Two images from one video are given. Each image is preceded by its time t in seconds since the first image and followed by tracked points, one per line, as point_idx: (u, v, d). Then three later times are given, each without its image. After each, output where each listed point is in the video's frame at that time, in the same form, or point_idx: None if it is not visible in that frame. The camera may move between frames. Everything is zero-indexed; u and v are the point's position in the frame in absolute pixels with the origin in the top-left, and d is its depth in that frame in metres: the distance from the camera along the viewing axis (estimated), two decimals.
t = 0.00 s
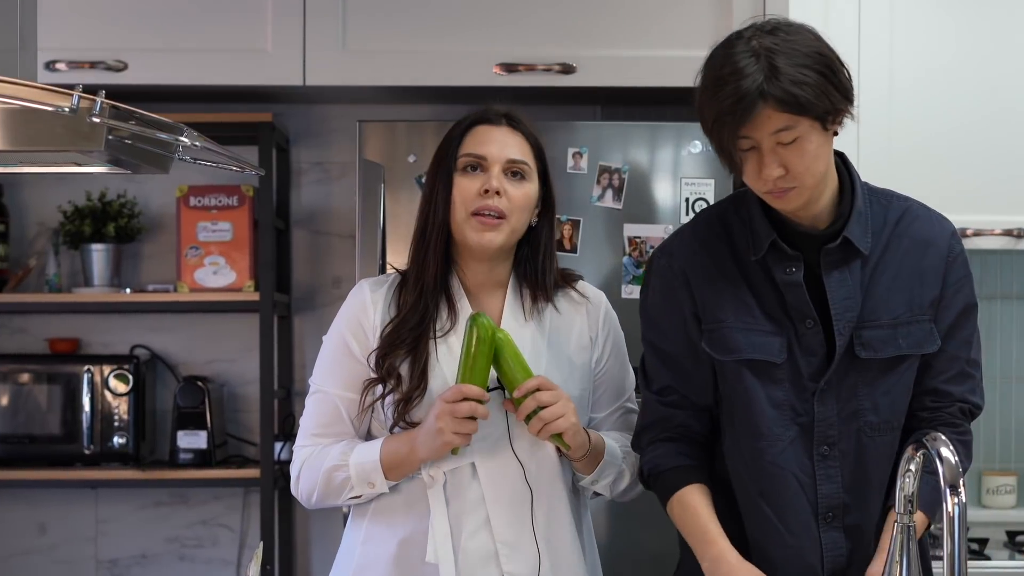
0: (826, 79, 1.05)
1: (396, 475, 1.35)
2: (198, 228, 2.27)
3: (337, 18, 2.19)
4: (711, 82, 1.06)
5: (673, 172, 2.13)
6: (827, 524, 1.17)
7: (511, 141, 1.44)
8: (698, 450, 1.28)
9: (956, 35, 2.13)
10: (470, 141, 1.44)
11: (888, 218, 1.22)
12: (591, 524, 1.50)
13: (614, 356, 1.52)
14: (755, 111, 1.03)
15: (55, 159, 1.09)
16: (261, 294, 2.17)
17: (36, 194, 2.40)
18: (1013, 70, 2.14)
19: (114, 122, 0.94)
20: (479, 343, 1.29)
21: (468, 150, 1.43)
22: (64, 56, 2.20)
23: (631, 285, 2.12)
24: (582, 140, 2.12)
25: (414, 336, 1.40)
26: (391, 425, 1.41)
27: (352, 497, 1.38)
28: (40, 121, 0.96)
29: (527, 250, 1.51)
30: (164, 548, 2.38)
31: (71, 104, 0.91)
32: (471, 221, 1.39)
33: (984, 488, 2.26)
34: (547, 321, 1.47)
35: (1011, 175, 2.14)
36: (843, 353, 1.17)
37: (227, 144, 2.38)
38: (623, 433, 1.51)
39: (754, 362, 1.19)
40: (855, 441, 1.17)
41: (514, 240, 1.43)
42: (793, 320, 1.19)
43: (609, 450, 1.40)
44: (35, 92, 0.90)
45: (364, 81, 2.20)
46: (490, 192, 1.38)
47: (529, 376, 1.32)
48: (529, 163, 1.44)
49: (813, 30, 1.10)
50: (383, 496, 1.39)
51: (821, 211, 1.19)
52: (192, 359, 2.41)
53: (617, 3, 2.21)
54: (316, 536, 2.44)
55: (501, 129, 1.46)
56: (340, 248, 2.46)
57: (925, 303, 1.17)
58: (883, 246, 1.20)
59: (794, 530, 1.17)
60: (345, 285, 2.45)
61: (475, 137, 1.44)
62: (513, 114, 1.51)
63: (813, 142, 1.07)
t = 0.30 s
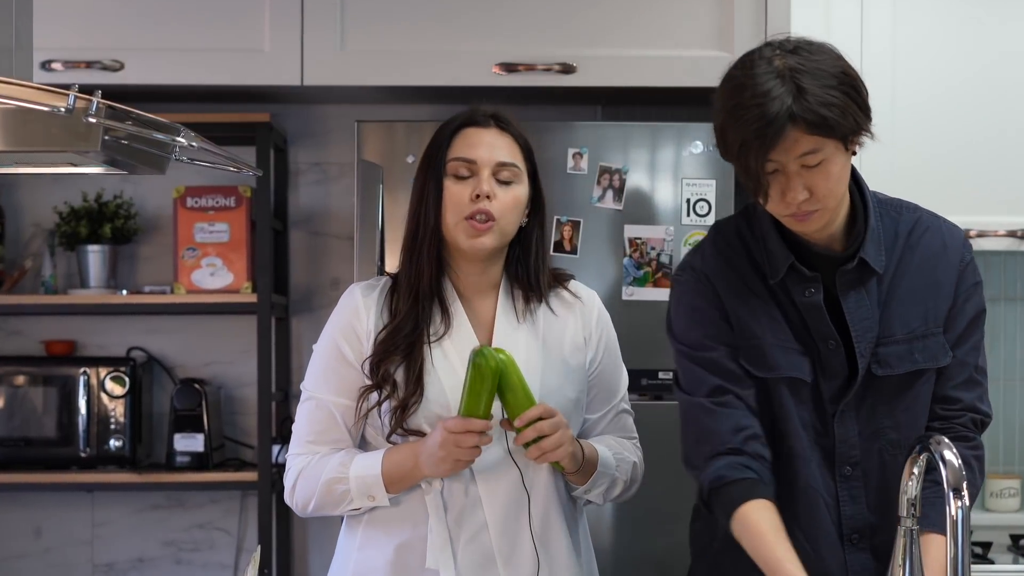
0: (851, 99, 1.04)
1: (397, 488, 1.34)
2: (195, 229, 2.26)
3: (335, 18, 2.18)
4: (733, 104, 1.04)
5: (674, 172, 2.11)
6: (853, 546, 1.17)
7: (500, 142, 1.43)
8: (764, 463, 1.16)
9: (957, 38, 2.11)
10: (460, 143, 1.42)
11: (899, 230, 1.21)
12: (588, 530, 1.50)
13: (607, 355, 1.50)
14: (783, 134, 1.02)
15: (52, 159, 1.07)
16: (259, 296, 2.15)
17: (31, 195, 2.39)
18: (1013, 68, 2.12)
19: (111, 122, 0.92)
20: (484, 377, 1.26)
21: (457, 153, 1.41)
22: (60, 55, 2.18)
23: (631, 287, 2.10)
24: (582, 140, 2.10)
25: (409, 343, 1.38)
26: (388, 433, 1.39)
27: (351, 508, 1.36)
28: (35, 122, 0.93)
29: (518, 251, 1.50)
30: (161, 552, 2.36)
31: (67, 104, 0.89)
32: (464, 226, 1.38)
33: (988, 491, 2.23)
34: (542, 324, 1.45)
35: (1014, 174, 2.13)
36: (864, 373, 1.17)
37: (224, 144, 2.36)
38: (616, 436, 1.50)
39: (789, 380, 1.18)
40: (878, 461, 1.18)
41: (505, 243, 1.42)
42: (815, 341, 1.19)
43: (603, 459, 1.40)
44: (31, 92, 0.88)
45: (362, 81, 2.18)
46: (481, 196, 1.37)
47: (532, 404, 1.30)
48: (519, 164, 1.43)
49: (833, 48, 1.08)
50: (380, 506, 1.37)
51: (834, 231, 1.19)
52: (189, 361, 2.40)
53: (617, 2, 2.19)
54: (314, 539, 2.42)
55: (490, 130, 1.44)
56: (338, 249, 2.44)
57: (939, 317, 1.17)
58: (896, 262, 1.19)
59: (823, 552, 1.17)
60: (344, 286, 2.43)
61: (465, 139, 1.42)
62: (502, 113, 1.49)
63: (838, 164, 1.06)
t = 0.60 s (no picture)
0: (890, 127, 1.03)
1: (391, 493, 1.32)
2: (191, 230, 2.23)
3: (333, 17, 2.16)
4: (771, 134, 1.02)
5: (675, 173, 2.10)
6: (878, 567, 1.21)
7: (491, 142, 1.41)
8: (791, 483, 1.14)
9: (958, 42, 2.09)
10: (449, 143, 1.41)
11: (928, 247, 1.23)
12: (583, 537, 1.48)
13: (601, 358, 1.48)
14: (823, 163, 1.00)
15: (48, 159, 1.04)
16: (257, 298, 2.14)
17: (27, 196, 2.37)
18: (1013, 65, 2.10)
19: (107, 123, 0.90)
20: (476, 364, 1.25)
21: (446, 153, 1.40)
22: (55, 55, 2.16)
23: (631, 289, 2.08)
24: (582, 140, 2.08)
25: (400, 347, 1.36)
26: (381, 439, 1.37)
27: (345, 514, 1.34)
28: (31, 122, 0.90)
29: (512, 255, 1.50)
30: (157, 556, 2.34)
31: (63, 104, 0.87)
32: (452, 226, 1.36)
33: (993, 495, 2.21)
34: (535, 326, 1.44)
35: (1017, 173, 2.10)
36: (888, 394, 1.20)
37: (221, 144, 2.34)
38: (610, 440, 1.48)
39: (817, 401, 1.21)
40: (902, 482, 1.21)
41: (497, 244, 1.40)
42: (842, 362, 1.22)
43: (596, 465, 1.38)
44: (28, 93, 0.86)
45: (361, 81, 2.16)
46: (470, 195, 1.36)
47: (520, 401, 1.29)
48: (509, 164, 1.41)
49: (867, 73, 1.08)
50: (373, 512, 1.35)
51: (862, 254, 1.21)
52: (186, 363, 2.37)
53: (617, 1, 2.17)
54: (312, 542, 2.40)
55: (479, 129, 1.43)
56: (336, 251, 2.42)
57: (962, 335, 1.19)
58: (923, 283, 1.22)
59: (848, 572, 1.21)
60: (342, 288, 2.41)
61: (454, 139, 1.41)
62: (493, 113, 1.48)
63: (875, 192, 1.05)
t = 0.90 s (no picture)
0: (920, 141, 1.03)
1: (383, 495, 1.30)
2: (187, 232, 2.21)
3: (331, 16, 2.14)
4: (802, 152, 1.02)
5: (676, 174, 2.08)
6: None
7: (489, 147, 1.39)
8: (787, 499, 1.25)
9: (965, 42, 2.07)
10: (447, 147, 1.39)
11: (946, 265, 1.22)
12: (580, 543, 1.46)
13: (599, 363, 1.46)
14: (857, 180, 1.00)
15: (46, 160, 1.02)
16: (254, 299, 2.12)
17: (22, 197, 2.35)
18: (1017, 66, 2.08)
19: (103, 123, 0.88)
20: (471, 368, 1.22)
21: (444, 158, 1.38)
22: (51, 55, 2.15)
23: (632, 290, 2.06)
24: (583, 141, 2.06)
25: (395, 349, 1.35)
26: (375, 441, 1.35)
27: (336, 516, 1.33)
28: (26, 122, 0.89)
29: (510, 258, 1.48)
30: (154, 560, 2.32)
31: (58, 104, 0.84)
32: (447, 231, 1.34)
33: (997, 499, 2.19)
34: (532, 331, 1.42)
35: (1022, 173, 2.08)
36: (894, 411, 1.20)
37: (219, 145, 2.32)
38: (607, 446, 1.45)
39: (815, 416, 1.23)
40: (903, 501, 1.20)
41: (493, 249, 1.38)
42: (849, 375, 1.22)
43: (592, 470, 1.35)
44: (24, 92, 0.84)
45: (360, 81, 2.14)
46: (466, 203, 1.33)
47: (517, 406, 1.27)
48: (508, 170, 1.39)
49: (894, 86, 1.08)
50: (365, 514, 1.33)
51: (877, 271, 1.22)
52: (182, 366, 2.35)
53: None
54: (310, 546, 2.38)
55: (478, 135, 1.40)
56: (334, 252, 2.40)
57: (972, 356, 1.19)
58: (938, 300, 1.21)
59: None
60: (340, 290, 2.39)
61: (453, 143, 1.39)
62: (493, 116, 1.45)
63: (904, 207, 1.05)
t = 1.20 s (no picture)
0: (941, 161, 1.08)
1: (380, 496, 1.28)
2: (184, 233, 2.19)
3: (329, 15, 2.12)
4: (831, 176, 1.06)
5: (677, 175, 2.06)
6: None
7: (481, 147, 1.37)
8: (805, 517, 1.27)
9: (964, 59, 2.16)
10: (439, 151, 1.37)
11: (953, 283, 1.25)
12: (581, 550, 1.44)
13: (601, 367, 1.44)
14: (888, 203, 1.04)
15: (40, 160, 1.00)
16: (251, 301, 2.10)
17: (17, 198, 2.33)
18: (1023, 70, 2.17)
19: (98, 123, 0.86)
20: (466, 361, 1.21)
21: (437, 163, 1.36)
22: (46, 55, 2.13)
23: (633, 291, 2.04)
24: (583, 141, 2.04)
25: (395, 354, 1.33)
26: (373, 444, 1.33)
27: (332, 517, 1.31)
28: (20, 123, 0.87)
29: (513, 257, 1.46)
30: (150, 564, 2.30)
31: (54, 104, 0.82)
32: (447, 238, 1.33)
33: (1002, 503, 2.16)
34: (533, 333, 1.41)
35: None
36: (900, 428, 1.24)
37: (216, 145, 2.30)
38: (608, 449, 1.43)
39: (822, 432, 1.26)
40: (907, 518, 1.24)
41: (494, 252, 1.36)
42: (855, 392, 1.26)
43: (592, 472, 1.33)
44: (19, 92, 0.81)
45: (358, 81, 2.13)
46: (462, 207, 1.31)
47: (512, 401, 1.25)
48: (503, 170, 1.37)
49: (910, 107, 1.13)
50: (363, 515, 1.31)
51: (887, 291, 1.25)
52: (179, 368, 2.34)
53: None
54: (307, 551, 2.36)
55: (469, 136, 1.38)
56: (332, 254, 2.38)
57: (979, 375, 1.22)
58: (944, 318, 1.24)
59: None
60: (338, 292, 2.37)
61: (445, 147, 1.37)
62: (485, 114, 1.43)
63: (924, 227, 1.09)
